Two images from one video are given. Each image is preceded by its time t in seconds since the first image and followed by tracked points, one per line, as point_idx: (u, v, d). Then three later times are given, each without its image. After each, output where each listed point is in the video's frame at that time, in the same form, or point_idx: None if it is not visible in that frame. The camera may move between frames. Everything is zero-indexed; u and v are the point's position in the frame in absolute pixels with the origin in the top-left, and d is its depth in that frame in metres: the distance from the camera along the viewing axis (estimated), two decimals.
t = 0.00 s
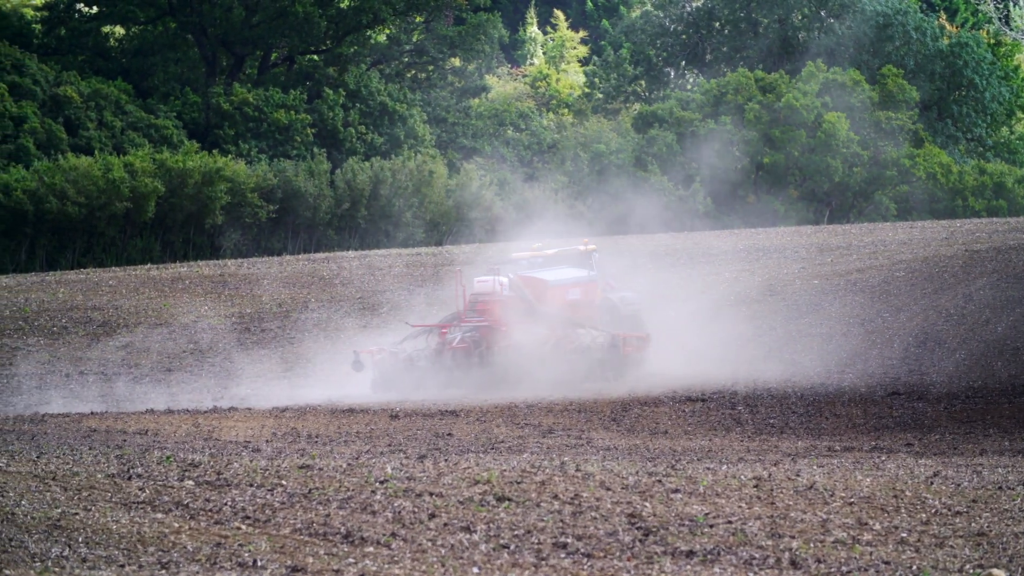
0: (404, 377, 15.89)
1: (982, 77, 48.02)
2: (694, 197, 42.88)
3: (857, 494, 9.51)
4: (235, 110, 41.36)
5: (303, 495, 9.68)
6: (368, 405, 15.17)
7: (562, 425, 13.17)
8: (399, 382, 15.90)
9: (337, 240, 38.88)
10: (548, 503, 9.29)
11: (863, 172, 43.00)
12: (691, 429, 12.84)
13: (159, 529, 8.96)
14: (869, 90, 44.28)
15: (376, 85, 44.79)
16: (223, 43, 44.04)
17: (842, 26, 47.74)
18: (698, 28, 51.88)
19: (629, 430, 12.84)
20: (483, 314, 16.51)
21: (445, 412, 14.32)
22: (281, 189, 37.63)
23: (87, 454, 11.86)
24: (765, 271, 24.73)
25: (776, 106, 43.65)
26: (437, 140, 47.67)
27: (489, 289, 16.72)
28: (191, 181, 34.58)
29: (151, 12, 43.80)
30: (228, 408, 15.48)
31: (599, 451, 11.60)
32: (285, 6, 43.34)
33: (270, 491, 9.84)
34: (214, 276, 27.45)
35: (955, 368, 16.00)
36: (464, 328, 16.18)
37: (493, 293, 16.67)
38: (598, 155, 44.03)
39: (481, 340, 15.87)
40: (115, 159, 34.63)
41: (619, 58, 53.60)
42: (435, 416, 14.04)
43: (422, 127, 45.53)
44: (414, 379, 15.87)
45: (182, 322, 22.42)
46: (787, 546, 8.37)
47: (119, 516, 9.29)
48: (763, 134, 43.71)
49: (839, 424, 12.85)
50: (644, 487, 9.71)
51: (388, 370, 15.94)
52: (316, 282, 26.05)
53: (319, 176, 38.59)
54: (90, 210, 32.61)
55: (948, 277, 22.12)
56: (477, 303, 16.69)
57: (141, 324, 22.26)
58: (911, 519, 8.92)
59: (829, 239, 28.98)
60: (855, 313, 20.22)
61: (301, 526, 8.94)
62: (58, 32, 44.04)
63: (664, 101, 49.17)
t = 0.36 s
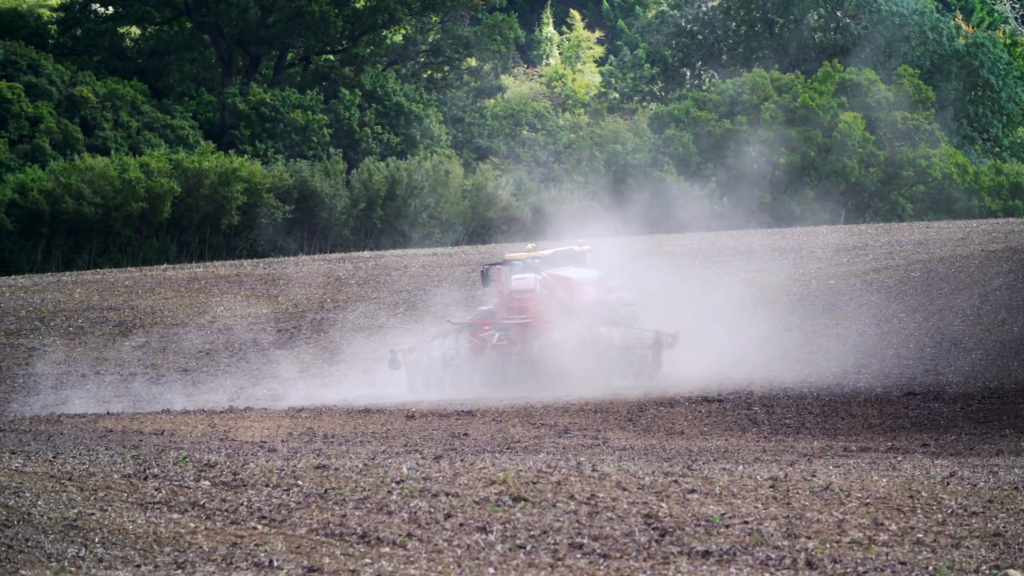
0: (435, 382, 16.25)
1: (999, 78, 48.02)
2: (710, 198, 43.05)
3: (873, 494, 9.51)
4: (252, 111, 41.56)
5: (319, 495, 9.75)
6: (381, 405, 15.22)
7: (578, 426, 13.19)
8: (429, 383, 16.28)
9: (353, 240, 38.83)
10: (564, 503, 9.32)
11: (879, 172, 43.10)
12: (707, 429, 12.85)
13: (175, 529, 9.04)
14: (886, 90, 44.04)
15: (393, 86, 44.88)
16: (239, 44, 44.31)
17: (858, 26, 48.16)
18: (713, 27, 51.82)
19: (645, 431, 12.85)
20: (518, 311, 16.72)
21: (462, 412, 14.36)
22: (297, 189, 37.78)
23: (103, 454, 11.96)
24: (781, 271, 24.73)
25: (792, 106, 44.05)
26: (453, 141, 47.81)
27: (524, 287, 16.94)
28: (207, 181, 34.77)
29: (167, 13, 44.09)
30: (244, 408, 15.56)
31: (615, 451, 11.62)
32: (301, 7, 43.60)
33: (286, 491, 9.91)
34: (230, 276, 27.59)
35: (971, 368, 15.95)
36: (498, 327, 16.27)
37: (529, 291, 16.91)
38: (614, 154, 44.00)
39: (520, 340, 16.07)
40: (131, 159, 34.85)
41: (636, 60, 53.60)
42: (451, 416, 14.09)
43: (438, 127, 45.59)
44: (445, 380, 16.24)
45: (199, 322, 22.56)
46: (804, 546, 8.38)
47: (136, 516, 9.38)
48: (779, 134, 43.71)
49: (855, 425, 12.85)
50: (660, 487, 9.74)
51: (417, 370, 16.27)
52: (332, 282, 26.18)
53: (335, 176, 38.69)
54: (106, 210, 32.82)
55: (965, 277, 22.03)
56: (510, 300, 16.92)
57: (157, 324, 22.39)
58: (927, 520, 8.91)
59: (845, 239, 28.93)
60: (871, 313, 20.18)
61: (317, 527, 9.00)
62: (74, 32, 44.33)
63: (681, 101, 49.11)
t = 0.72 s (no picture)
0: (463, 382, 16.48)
1: (1019, 77, 47.90)
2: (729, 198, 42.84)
3: (892, 495, 9.51)
4: (271, 111, 41.79)
5: (338, 495, 9.82)
6: (400, 406, 15.25)
7: (597, 426, 13.21)
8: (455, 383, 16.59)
9: (372, 240, 38.80)
10: (583, 503, 9.36)
11: (898, 171, 42.93)
12: (726, 429, 12.85)
13: (194, 529, 9.12)
14: (905, 89, 44.43)
15: (412, 86, 45.03)
16: (258, 43, 44.71)
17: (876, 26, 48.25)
18: (732, 28, 51.59)
19: (664, 431, 12.86)
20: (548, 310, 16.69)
21: (481, 412, 14.39)
22: (317, 189, 37.94)
23: (123, 454, 12.07)
24: (800, 271, 24.67)
25: (811, 105, 43.70)
26: (472, 141, 47.74)
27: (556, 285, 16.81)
28: (227, 181, 34.99)
29: (186, 13, 44.41)
30: (262, 408, 15.63)
31: (635, 451, 11.65)
32: (321, 6, 43.93)
33: (305, 491, 9.99)
34: (249, 276, 27.74)
35: (991, 368, 15.89)
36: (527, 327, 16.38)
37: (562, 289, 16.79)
38: (633, 154, 43.99)
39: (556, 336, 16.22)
40: (150, 158, 35.11)
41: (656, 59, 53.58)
42: (470, 416, 14.12)
43: (457, 127, 45.64)
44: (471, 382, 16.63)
45: (218, 322, 22.70)
46: (823, 546, 8.39)
47: (155, 516, 9.47)
48: (799, 134, 43.52)
49: (874, 425, 12.83)
50: (680, 487, 9.78)
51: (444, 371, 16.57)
52: (351, 282, 26.29)
53: (354, 175, 38.81)
54: (125, 210, 33.04)
55: (985, 277, 21.94)
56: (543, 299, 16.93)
57: (177, 324, 22.54)
58: (946, 520, 8.91)
59: (866, 239, 28.84)
60: (891, 313, 20.09)
61: (336, 526, 9.07)
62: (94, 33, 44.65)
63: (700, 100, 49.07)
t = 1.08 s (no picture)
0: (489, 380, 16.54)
1: None
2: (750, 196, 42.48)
3: (912, 495, 9.51)
4: (291, 111, 42.00)
5: (358, 495, 9.90)
6: (421, 406, 15.30)
7: (617, 426, 13.24)
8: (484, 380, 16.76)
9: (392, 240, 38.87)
10: (604, 503, 9.41)
11: (918, 171, 42.76)
12: (746, 430, 12.85)
13: (215, 529, 9.21)
14: (925, 90, 44.26)
15: (432, 86, 45.11)
16: (278, 43, 45.18)
17: (897, 27, 48.29)
18: (751, 27, 51.14)
19: (684, 431, 12.86)
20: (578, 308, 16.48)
21: (501, 413, 14.43)
22: (337, 189, 38.11)
23: (142, 455, 12.18)
24: (821, 272, 24.62)
25: (832, 105, 43.27)
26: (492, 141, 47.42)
27: (587, 283, 16.53)
28: (247, 182, 35.22)
29: (207, 13, 44.77)
30: (282, 409, 15.69)
31: (655, 451, 11.69)
32: (341, 7, 44.20)
33: (325, 491, 10.08)
34: (269, 276, 27.91)
35: (1010, 368, 15.85)
36: (555, 323, 16.31)
37: (592, 286, 16.54)
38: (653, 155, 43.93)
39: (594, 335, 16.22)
40: (171, 159, 35.37)
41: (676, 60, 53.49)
42: (490, 417, 14.16)
43: (477, 127, 45.46)
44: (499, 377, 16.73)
45: (238, 322, 22.86)
46: (843, 547, 8.41)
47: (175, 516, 9.58)
48: (819, 134, 43.18)
49: (894, 425, 12.81)
50: (700, 487, 9.81)
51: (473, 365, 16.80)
52: (370, 283, 26.39)
53: (374, 176, 38.94)
54: (146, 211, 33.29)
55: (1006, 277, 21.87)
56: (568, 295, 16.69)
57: (196, 325, 22.69)
58: (967, 520, 8.91)
59: (888, 239, 28.73)
60: (912, 313, 20.05)
61: (356, 527, 9.14)
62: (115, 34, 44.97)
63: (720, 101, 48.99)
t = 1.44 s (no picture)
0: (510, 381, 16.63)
1: None
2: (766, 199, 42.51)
3: (929, 496, 9.52)
4: (308, 112, 42.19)
5: (375, 496, 9.98)
6: (438, 407, 15.34)
7: (634, 427, 13.28)
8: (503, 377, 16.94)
9: (409, 241, 38.95)
10: (620, 504, 9.45)
11: (935, 172, 42.96)
12: (763, 430, 12.88)
13: (232, 531, 9.28)
14: (943, 91, 43.96)
15: (449, 87, 45.16)
16: (295, 45, 45.45)
17: (914, 28, 48.23)
18: (769, 28, 51.17)
19: (701, 432, 12.90)
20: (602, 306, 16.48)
21: (519, 414, 14.47)
22: (354, 190, 38.26)
23: (159, 455, 12.29)
24: (837, 272, 24.61)
25: (849, 106, 43.06)
26: (509, 142, 47.46)
27: (611, 282, 16.49)
28: (264, 183, 35.44)
29: (224, 14, 45.10)
30: (299, 410, 15.76)
31: (672, 451, 11.75)
32: (358, 8, 44.46)
33: (342, 492, 10.15)
34: (286, 277, 28.07)
35: None
36: (578, 322, 16.31)
37: (615, 284, 16.53)
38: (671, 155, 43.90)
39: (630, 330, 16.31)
40: (188, 159, 35.59)
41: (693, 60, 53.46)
42: (507, 418, 14.21)
43: (494, 128, 45.66)
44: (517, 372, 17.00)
45: (255, 323, 22.99)
46: (860, 548, 8.43)
47: (192, 517, 9.67)
48: (836, 135, 42.92)
49: (911, 425, 12.82)
50: (717, 488, 9.84)
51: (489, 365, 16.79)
52: (387, 284, 26.50)
53: (391, 176, 39.04)
54: (163, 212, 33.50)
55: None
56: (588, 293, 16.61)
57: (214, 326, 22.85)
58: (984, 521, 8.92)
59: (905, 240, 28.64)
60: (930, 313, 20.04)
61: (373, 528, 9.20)
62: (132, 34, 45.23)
63: (737, 101, 48.94)
